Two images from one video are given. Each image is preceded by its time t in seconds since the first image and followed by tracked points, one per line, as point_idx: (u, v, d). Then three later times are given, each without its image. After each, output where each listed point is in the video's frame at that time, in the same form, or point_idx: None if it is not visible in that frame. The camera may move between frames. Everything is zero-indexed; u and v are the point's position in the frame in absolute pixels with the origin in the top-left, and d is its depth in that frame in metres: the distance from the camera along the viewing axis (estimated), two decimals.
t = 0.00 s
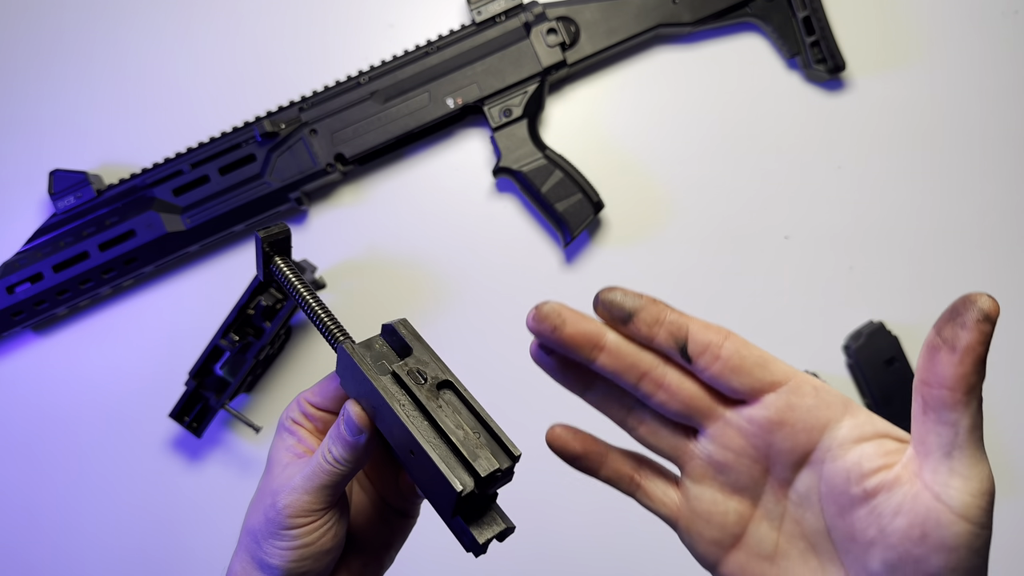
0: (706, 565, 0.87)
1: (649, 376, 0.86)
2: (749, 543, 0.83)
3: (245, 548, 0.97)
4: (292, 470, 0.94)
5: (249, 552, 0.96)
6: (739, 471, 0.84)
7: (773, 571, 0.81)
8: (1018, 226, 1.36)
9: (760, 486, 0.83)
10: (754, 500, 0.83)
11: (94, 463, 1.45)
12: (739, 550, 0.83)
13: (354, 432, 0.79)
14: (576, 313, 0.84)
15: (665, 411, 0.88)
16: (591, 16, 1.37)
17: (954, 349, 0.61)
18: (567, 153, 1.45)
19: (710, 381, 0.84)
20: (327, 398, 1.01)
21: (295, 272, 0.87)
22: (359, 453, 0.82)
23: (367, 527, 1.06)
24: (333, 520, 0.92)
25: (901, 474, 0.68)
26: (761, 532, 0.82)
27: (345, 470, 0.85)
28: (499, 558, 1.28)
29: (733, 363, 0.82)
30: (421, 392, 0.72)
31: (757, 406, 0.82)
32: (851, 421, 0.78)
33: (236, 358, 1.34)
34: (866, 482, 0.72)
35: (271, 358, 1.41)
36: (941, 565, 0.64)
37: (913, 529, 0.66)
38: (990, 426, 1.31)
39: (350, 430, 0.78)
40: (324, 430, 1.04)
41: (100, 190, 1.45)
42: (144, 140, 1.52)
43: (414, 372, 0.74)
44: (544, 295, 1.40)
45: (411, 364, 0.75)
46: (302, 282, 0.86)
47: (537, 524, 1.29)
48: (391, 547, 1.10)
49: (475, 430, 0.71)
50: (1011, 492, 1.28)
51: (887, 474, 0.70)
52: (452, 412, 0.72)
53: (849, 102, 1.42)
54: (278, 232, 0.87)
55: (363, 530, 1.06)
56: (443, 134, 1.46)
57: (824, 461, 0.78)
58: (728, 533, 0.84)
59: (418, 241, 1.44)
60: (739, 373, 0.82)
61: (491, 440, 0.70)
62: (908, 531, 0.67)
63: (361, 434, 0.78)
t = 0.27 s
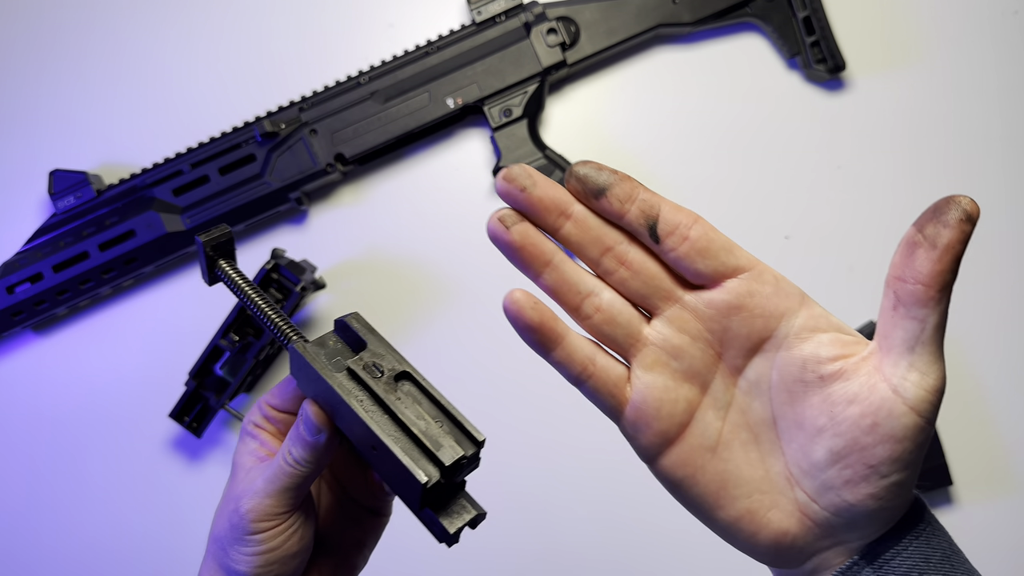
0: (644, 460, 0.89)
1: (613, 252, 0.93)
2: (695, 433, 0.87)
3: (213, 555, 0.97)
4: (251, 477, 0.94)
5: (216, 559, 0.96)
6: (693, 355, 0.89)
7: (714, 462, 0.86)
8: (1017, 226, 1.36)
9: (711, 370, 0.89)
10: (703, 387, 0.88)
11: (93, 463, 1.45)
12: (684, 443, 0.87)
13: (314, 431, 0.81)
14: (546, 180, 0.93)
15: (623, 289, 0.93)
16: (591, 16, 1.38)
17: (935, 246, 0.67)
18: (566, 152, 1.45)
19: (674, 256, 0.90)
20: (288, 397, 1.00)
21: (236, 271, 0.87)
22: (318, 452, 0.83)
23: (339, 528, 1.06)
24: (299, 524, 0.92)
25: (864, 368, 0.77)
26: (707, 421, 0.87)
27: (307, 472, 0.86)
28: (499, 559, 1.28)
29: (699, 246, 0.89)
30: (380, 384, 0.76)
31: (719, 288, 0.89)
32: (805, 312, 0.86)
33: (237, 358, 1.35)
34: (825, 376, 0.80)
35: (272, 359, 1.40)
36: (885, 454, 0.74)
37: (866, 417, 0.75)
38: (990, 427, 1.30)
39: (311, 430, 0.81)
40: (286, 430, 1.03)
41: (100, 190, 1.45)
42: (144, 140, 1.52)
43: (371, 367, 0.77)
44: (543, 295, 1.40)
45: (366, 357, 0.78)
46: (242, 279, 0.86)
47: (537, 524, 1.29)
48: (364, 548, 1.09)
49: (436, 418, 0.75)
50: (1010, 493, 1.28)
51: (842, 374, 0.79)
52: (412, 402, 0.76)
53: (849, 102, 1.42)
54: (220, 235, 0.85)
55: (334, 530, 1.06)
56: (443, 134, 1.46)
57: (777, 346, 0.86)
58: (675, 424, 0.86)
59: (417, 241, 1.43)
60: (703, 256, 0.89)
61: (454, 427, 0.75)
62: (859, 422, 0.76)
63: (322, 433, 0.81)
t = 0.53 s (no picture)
0: (575, 427, 0.88)
1: (537, 226, 0.92)
2: (621, 397, 0.86)
3: None
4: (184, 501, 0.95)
5: None
6: (619, 322, 0.88)
7: (641, 426, 0.85)
8: (1017, 226, 1.36)
9: (636, 336, 0.88)
10: (628, 353, 0.88)
11: (92, 463, 1.45)
12: (611, 410, 0.86)
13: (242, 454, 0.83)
14: (468, 153, 0.92)
15: (550, 261, 0.93)
16: (592, 16, 1.37)
17: (845, 203, 0.66)
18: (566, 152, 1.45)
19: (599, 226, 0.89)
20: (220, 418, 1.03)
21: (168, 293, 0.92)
22: (248, 473, 0.85)
23: (277, 547, 1.06)
24: (231, 547, 0.94)
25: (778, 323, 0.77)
26: (633, 386, 0.86)
27: (238, 495, 0.88)
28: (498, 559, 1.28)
29: (621, 216, 0.88)
30: (309, 407, 0.79)
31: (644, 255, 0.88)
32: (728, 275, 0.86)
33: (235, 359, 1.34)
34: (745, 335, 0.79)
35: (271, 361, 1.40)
36: (804, 410, 0.73)
37: (782, 373, 0.74)
38: (990, 426, 1.30)
39: (239, 453, 0.83)
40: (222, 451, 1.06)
41: (99, 190, 1.44)
42: (143, 139, 1.52)
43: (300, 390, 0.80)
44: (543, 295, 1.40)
45: (297, 381, 0.81)
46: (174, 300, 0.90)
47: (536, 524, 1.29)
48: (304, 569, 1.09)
49: (366, 439, 0.79)
50: (1010, 493, 1.28)
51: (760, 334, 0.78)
52: (341, 424, 0.79)
53: (850, 102, 1.42)
54: (150, 255, 0.90)
55: (273, 547, 1.06)
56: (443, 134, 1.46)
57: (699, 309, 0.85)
58: (602, 390, 0.85)
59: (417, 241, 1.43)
60: (626, 226, 0.88)
61: (384, 449, 0.78)
62: (777, 378, 0.75)
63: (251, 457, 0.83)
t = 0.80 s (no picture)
0: (522, 452, 0.87)
1: (462, 254, 0.90)
2: (565, 418, 0.84)
3: None
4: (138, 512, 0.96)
5: None
6: (555, 344, 0.87)
7: (587, 447, 0.84)
8: (1017, 225, 1.36)
9: (575, 356, 0.87)
10: (568, 373, 0.86)
11: (92, 463, 1.45)
12: (556, 433, 0.84)
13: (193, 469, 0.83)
14: (383, 187, 0.91)
15: (478, 288, 0.90)
16: (592, 15, 1.37)
17: (772, 211, 0.67)
18: (565, 152, 1.45)
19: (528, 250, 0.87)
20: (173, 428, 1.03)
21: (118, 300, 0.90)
22: (196, 485, 0.85)
23: (238, 555, 1.06)
24: (186, 557, 0.95)
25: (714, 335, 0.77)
26: (576, 407, 0.85)
27: (190, 507, 0.88)
28: (498, 559, 1.28)
29: (546, 237, 0.86)
30: (254, 423, 0.78)
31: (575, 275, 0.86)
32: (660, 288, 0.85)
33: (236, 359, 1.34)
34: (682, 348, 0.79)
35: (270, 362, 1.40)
36: (747, 420, 0.74)
37: (723, 386, 0.74)
38: (990, 426, 1.30)
39: (188, 467, 0.83)
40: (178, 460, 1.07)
41: (99, 190, 1.44)
42: (143, 139, 1.52)
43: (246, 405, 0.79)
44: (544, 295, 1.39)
45: (243, 397, 0.80)
46: (123, 308, 0.88)
47: (537, 526, 1.29)
48: None
49: (315, 455, 0.78)
50: (1010, 492, 1.28)
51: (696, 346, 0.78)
52: (287, 441, 0.78)
53: (851, 101, 1.42)
54: (97, 262, 0.88)
55: (235, 555, 1.07)
56: (443, 134, 1.46)
57: (634, 324, 0.84)
58: (546, 414, 0.84)
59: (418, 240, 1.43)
60: (552, 247, 0.86)
61: (332, 466, 0.77)
62: (718, 391, 0.75)
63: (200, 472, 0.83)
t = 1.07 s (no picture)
0: (513, 460, 0.88)
1: (449, 256, 0.90)
2: (558, 428, 0.85)
3: None
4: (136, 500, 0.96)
5: None
6: (546, 351, 0.87)
7: (581, 457, 0.84)
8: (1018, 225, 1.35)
9: (567, 365, 0.87)
10: (560, 382, 0.86)
11: (91, 464, 1.45)
12: (549, 440, 0.85)
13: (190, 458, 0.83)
14: (365, 189, 0.90)
15: (466, 293, 0.91)
16: (592, 15, 1.37)
17: (778, 217, 0.64)
18: (565, 152, 1.44)
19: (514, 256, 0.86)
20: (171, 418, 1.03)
21: (117, 292, 0.90)
22: (193, 475, 0.85)
23: (234, 544, 1.07)
24: (182, 547, 0.95)
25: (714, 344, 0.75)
26: (569, 416, 0.85)
27: (186, 497, 0.88)
28: (498, 560, 1.27)
29: (536, 242, 0.85)
30: (252, 416, 0.78)
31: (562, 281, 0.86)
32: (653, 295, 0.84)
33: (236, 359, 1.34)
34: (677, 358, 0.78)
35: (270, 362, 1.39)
36: (744, 433, 0.73)
37: (721, 397, 0.73)
38: (991, 427, 1.30)
39: (185, 458, 0.83)
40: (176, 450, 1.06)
41: (98, 189, 1.44)
42: (142, 139, 1.52)
43: (243, 397, 0.79)
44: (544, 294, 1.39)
45: (241, 388, 0.79)
46: (123, 300, 0.88)
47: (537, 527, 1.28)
48: (263, 565, 1.09)
49: (312, 448, 0.78)
50: (1011, 493, 1.27)
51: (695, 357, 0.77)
52: (284, 433, 0.77)
53: (851, 101, 1.42)
54: (93, 252, 0.88)
55: (232, 548, 1.07)
56: (443, 133, 1.46)
57: (628, 332, 0.83)
58: (537, 423, 0.85)
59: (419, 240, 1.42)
60: (543, 253, 0.85)
61: (330, 459, 0.77)
62: (716, 402, 0.74)
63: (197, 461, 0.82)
